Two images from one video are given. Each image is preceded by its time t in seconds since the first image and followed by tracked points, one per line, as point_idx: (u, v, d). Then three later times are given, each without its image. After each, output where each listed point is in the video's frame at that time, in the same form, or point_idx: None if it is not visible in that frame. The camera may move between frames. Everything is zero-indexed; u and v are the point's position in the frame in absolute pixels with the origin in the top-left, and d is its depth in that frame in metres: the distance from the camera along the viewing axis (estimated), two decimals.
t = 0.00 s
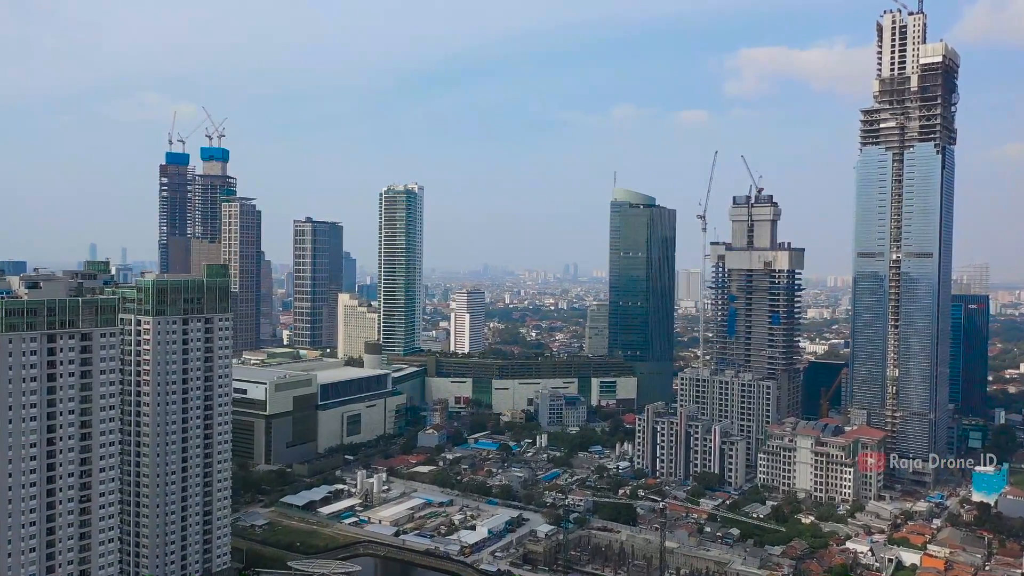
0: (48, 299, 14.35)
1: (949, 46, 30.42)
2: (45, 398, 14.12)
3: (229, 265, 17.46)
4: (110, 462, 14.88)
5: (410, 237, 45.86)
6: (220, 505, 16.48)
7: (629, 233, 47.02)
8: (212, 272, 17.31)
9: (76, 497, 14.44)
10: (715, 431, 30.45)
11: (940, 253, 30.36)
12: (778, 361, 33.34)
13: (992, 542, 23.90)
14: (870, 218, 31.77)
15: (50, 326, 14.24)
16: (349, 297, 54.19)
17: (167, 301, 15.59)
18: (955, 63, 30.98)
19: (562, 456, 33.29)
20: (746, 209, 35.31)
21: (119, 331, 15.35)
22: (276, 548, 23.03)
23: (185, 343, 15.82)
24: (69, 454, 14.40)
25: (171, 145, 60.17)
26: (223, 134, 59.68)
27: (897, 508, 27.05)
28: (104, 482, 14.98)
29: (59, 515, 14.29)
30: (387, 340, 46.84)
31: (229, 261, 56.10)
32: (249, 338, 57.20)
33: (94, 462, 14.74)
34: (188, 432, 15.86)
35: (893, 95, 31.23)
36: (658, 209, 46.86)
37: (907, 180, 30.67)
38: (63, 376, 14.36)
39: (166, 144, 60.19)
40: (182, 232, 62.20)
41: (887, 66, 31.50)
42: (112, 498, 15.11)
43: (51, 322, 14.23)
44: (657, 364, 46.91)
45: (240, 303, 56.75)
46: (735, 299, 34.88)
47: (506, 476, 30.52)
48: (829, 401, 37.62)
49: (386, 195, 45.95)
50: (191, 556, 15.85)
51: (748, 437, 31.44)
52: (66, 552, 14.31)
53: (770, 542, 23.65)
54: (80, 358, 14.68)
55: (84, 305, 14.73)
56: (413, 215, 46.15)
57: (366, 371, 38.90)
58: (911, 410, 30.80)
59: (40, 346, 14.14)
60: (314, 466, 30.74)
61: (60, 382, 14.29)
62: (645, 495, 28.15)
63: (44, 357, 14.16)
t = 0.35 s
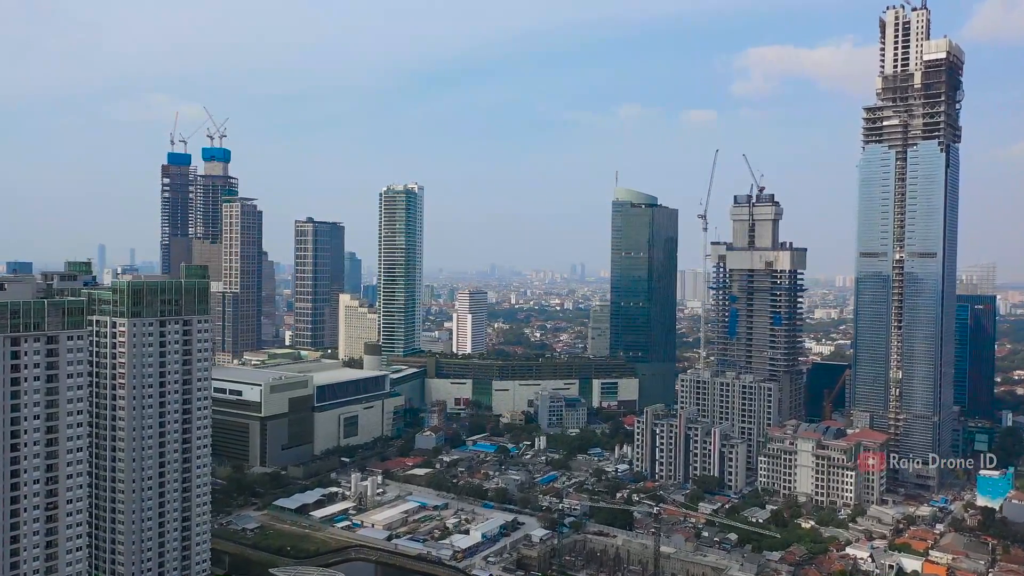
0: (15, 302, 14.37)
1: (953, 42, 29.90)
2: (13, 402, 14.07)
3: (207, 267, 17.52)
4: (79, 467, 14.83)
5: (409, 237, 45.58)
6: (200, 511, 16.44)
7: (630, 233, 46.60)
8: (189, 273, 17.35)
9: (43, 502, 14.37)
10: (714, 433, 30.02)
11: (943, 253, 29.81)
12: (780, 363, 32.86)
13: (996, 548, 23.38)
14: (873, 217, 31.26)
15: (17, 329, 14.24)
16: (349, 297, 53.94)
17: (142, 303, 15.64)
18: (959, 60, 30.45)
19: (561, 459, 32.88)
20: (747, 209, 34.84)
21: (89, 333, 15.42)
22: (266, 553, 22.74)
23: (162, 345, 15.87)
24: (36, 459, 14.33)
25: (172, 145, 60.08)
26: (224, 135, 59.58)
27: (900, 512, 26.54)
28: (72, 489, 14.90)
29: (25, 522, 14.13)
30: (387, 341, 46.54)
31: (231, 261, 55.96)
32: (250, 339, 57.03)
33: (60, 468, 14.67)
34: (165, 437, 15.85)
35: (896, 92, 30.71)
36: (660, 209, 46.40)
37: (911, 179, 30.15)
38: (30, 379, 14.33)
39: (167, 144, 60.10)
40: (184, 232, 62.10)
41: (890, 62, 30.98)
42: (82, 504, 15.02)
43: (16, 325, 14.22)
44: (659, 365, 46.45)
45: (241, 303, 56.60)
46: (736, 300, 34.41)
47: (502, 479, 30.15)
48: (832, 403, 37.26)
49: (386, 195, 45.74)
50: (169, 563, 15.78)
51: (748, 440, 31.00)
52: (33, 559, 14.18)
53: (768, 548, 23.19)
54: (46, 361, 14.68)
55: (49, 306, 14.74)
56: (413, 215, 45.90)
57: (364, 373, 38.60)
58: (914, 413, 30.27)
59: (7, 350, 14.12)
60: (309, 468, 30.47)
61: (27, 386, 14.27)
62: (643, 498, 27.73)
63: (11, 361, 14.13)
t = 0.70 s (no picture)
0: None
1: (957, 38, 29.38)
2: None
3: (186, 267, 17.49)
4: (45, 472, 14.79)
5: (408, 237, 45.30)
6: (178, 516, 16.40)
7: (632, 233, 46.18)
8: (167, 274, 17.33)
9: (9, 509, 14.31)
10: (713, 436, 29.59)
11: (947, 253, 29.31)
12: (781, 364, 32.39)
13: (1000, 553, 22.89)
14: (876, 216, 30.75)
15: None
16: (349, 297, 53.67)
17: (116, 305, 15.59)
18: (963, 56, 29.93)
19: (559, 461, 32.50)
20: (747, 208, 34.36)
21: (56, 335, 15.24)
22: (256, 557, 22.44)
23: (138, 348, 15.83)
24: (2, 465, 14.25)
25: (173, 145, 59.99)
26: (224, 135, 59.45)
27: (902, 517, 26.06)
28: (38, 496, 14.80)
29: None
30: (385, 341, 46.23)
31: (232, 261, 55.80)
32: (250, 340, 56.90)
33: (25, 475, 14.56)
34: (141, 441, 15.83)
35: (898, 89, 30.21)
36: (661, 208, 45.96)
37: (914, 177, 29.66)
38: None
39: (168, 144, 60.01)
40: (185, 233, 61.95)
41: (893, 59, 30.47)
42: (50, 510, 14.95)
43: None
44: (660, 366, 45.98)
45: (242, 304, 56.48)
46: (736, 300, 33.95)
47: (498, 482, 29.78)
48: (835, 405, 36.79)
49: (385, 194, 45.45)
50: (147, 567, 15.77)
51: (747, 443, 30.57)
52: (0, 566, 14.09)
53: (766, 553, 22.75)
54: (11, 365, 14.54)
55: (15, 308, 14.63)
56: (413, 214, 45.58)
57: (362, 374, 38.31)
58: (917, 416, 29.78)
59: None
60: (304, 471, 30.19)
61: None
62: (640, 502, 27.32)
63: None
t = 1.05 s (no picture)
0: None
1: (960, 34, 28.89)
2: None
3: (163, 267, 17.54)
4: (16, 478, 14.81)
5: (407, 237, 45.01)
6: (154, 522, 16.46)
7: (633, 233, 45.74)
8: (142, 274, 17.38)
9: None
10: (712, 439, 29.18)
11: (950, 253, 28.83)
12: (781, 366, 31.92)
13: (1003, 560, 22.43)
14: (878, 216, 30.26)
15: None
16: (349, 298, 53.39)
17: (89, 308, 15.60)
18: (967, 53, 29.42)
19: (556, 464, 32.13)
20: (747, 207, 33.89)
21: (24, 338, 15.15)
22: (245, 562, 22.18)
23: (113, 352, 15.85)
24: None
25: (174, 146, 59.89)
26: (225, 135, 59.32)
27: (903, 522, 25.63)
28: (8, 502, 14.76)
29: None
30: (384, 342, 45.92)
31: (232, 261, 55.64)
32: (251, 341, 56.73)
33: None
34: (115, 445, 15.86)
35: (901, 87, 29.73)
36: (663, 208, 45.54)
37: (916, 175, 29.17)
38: None
39: (169, 145, 59.90)
40: (186, 234, 61.79)
41: (895, 56, 29.97)
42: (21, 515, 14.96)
43: None
44: (662, 367, 45.54)
45: (242, 305, 56.34)
46: (737, 301, 33.48)
47: (494, 485, 29.43)
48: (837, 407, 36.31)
49: (384, 195, 45.16)
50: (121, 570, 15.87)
51: (746, 446, 30.14)
52: None
53: (763, 559, 22.34)
54: None
55: None
56: (411, 215, 45.29)
57: (359, 375, 38.02)
58: (920, 419, 29.34)
59: None
60: (298, 473, 29.90)
61: None
62: (637, 506, 26.94)
63: None
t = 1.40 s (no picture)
0: None
1: (959, 30, 28.43)
2: None
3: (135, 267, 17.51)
4: None
5: (403, 237, 44.66)
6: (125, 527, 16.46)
7: (631, 233, 45.30)
8: (114, 274, 17.30)
9: None
10: (708, 442, 28.76)
11: (950, 253, 28.34)
12: (779, 367, 31.47)
13: (1002, 566, 21.99)
14: (876, 215, 29.81)
15: None
16: (347, 298, 53.14)
17: (58, 309, 15.62)
18: (967, 50, 28.95)
19: (550, 466, 31.75)
20: (745, 207, 33.42)
21: None
22: (230, 567, 21.86)
23: (82, 354, 15.87)
24: None
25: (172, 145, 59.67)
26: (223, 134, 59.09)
27: (901, 527, 25.18)
28: None
29: None
30: (380, 343, 45.56)
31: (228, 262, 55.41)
32: (248, 342, 56.55)
33: None
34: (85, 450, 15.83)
35: (900, 85, 29.28)
36: (661, 208, 45.10)
37: (916, 174, 28.70)
38: None
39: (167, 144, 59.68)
40: (183, 234, 61.52)
41: (893, 53, 29.51)
42: None
43: None
44: (660, 368, 45.10)
45: (239, 305, 56.08)
46: (734, 301, 33.06)
47: (487, 488, 29.05)
48: (835, 409, 35.87)
49: (380, 195, 44.78)
50: None
51: (743, 449, 29.72)
52: None
53: (757, 565, 21.92)
54: None
55: None
56: (407, 215, 44.93)
57: (353, 376, 37.67)
58: (919, 422, 28.85)
59: None
60: (289, 476, 29.59)
61: None
62: (631, 509, 26.53)
63: None
